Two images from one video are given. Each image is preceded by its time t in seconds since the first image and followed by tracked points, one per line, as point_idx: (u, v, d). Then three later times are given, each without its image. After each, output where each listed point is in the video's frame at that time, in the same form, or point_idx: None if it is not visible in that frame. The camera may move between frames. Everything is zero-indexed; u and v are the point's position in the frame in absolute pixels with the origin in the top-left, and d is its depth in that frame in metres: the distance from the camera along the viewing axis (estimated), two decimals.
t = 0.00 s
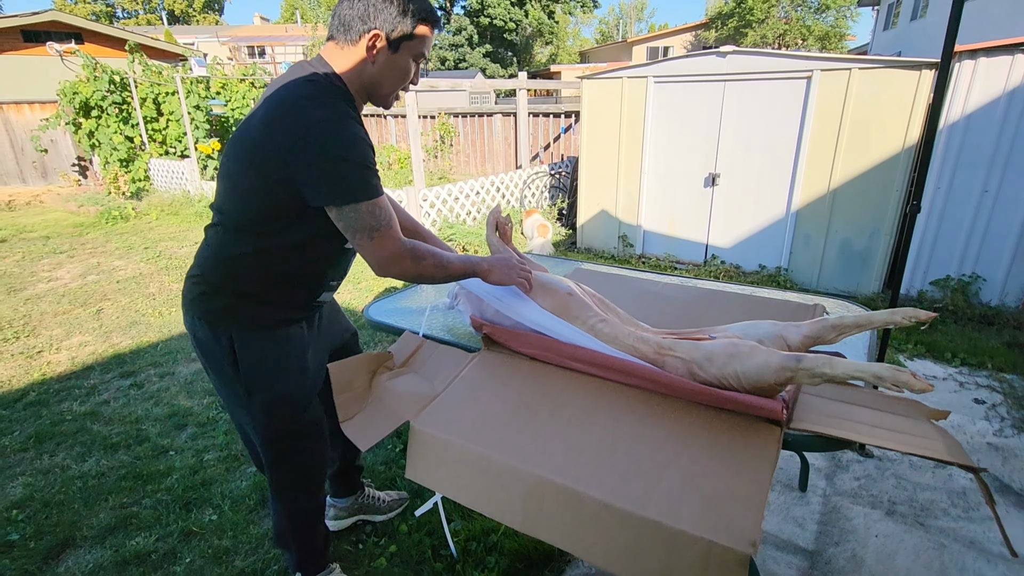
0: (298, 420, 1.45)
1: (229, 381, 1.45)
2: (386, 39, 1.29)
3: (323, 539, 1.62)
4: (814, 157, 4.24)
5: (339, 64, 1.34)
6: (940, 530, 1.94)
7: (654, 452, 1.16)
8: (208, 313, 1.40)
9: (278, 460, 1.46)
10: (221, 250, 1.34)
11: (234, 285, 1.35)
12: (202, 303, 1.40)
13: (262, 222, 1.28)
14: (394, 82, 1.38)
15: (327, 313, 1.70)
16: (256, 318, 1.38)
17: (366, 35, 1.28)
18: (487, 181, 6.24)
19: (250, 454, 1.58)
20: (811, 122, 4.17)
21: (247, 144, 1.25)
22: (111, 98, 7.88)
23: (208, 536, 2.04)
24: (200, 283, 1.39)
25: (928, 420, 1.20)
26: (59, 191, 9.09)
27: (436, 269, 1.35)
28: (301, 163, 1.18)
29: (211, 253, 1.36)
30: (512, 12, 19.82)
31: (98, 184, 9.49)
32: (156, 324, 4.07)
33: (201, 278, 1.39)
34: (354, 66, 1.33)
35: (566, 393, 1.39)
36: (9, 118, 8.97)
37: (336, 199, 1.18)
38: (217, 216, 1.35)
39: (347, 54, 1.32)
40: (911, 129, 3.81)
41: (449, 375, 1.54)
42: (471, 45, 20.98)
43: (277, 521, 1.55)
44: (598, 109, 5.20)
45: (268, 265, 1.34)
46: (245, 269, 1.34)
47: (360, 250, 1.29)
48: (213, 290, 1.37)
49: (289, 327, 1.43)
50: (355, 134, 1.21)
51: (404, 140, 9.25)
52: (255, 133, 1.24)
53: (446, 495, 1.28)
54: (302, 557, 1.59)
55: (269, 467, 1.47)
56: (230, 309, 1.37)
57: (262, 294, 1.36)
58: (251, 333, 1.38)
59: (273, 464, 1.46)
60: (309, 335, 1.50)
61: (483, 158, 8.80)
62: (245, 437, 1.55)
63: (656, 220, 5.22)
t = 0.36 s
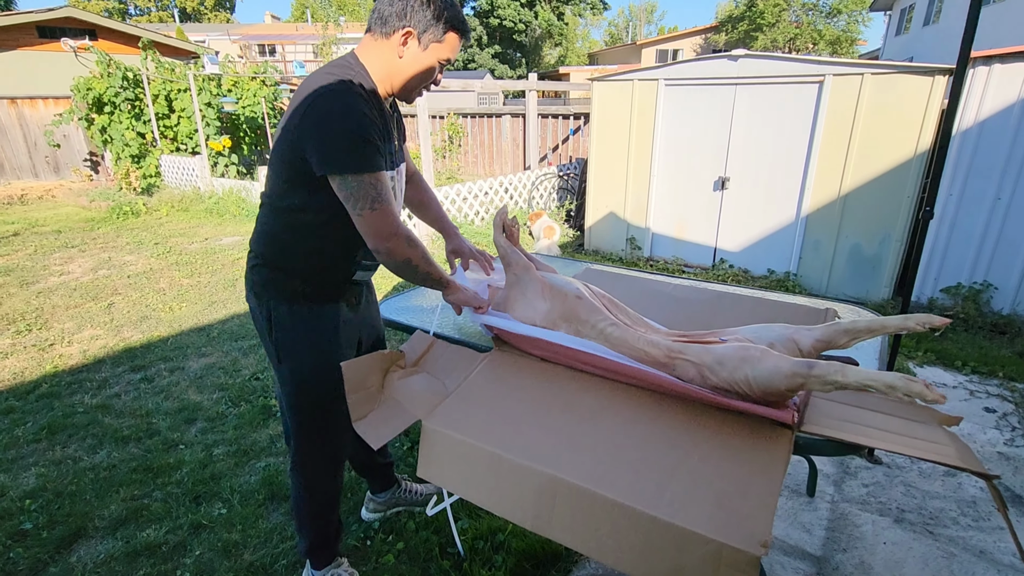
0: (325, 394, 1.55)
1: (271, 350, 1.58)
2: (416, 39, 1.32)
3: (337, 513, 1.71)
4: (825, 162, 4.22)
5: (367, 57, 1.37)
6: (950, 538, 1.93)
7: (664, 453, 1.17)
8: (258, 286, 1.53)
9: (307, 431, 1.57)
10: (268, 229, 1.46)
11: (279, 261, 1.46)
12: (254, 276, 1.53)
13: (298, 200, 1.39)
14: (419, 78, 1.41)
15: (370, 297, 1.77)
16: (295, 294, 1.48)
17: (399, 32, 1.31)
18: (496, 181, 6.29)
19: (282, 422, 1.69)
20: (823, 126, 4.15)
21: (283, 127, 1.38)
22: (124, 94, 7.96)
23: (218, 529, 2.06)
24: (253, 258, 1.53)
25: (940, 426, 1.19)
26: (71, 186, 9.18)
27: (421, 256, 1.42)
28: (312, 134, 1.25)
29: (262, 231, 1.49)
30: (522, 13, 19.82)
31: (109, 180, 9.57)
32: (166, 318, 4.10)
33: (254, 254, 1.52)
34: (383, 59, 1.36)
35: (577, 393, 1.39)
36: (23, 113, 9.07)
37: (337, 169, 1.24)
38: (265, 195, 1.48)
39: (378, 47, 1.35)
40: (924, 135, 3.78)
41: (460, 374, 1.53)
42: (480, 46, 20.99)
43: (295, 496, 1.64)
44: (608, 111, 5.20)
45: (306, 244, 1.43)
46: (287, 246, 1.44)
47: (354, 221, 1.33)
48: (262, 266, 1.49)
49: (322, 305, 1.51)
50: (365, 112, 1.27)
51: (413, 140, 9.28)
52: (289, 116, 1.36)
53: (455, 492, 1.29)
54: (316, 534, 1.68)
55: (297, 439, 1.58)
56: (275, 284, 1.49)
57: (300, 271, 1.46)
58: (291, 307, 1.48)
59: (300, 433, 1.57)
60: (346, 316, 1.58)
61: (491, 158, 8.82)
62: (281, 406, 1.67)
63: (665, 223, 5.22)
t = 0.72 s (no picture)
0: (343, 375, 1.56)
1: (291, 331, 1.60)
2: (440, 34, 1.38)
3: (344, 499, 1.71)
4: (835, 164, 4.19)
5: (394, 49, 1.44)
6: (957, 546, 1.91)
7: (671, 454, 1.16)
8: (282, 267, 1.56)
9: (321, 413, 1.58)
10: (297, 210, 1.51)
11: (304, 241, 1.50)
12: (279, 257, 1.57)
13: (328, 181, 1.43)
14: (441, 73, 1.46)
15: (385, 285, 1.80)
16: (317, 274, 1.50)
17: (424, 26, 1.37)
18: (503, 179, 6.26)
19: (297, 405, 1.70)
20: (834, 128, 4.12)
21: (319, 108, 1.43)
22: (134, 88, 8.01)
23: (221, 522, 2.07)
24: (280, 240, 1.57)
25: (950, 431, 1.18)
26: (80, 178, 9.24)
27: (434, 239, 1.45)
28: (347, 113, 1.30)
29: (291, 213, 1.53)
30: (531, 12, 19.79)
31: (118, 173, 9.63)
32: (173, 312, 4.12)
33: (282, 236, 1.56)
34: (408, 51, 1.42)
35: (584, 392, 1.38)
36: (35, 105, 9.12)
37: (364, 142, 1.27)
38: (295, 179, 1.53)
39: (404, 41, 1.42)
40: (936, 138, 3.74)
41: (466, 370, 1.53)
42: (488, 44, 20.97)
43: (305, 478, 1.64)
44: (617, 110, 5.18)
45: (332, 225, 1.46)
46: (313, 227, 1.48)
47: (372, 196, 1.35)
48: (289, 247, 1.53)
49: (344, 288, 1.54)
50: (398, 98, 1.32)
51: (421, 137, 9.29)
52: (325, 97, 1.41)
53: (459, 488, 1.29)
54: (323, 517, 1.68)
55: (312, 419, 1.59)
56: (298, 264, 1.52)
57: (324, 251, 1.49)
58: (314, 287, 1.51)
59: (316, 413, 1.58)
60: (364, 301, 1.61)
61: (498, 157, 8.81)
62: (296, 389, 1.69)
63: (672, 223, 5.20)
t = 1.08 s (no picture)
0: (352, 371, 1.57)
1: (302, 325, 1.59)
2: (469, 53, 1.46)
3: (349, 494, 1.71)
4: (841, 167, 4.17)
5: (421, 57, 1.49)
6: (960, 552, 1.90)
7: (671, 457, 1.15)
8: (293, 263, 1.55)
9: (330, 408, 1.59)
10: (313, 205, 1.51)
11: (319, 237, 1.50)
12: (291, 253, 1.56)
13: (350, 177, 1.44)
14: (463, 89, 1.54)
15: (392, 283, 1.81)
16: (332, 270, 1.51)
17: (456, 43, 1.44)
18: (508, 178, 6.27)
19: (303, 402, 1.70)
20: (840, 131, 4.10)
21: (349, 103, 1.43)
22: (142, 85, 8.06)
23: (224, 518, 2.08)
24: (294, 235, 1.56)
25: (954, 437, 1.17)
26: (87, 175, 9.30)
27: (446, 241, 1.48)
28: (381, 112, 1.31)
29: (307, 209, 1.53)
30: (537, 12, 19.76)
31: (125, 169, 9.68)
32: (178, 308, 4.15)
33: (295, 231, 1.56)
34: (435, 63, 1.48)
35: (586, 393, 1.39)
36: (44, 102, 9.17)
37: (394, 141, 1.28)
38: (313, 175, 1.53)
39: (431, 53, 1.48)
40: (944, 141, 3.71)
41: (470, 370, 1.53)
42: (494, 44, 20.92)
43: (313, 473, 1.65)
44: (623, 111, 5.17)
45: (349, 221, 1.47)
46: (330, 222, 1.48)
47: (394, 195, 1.36)
48: (303, 241, 1.53)
49: (358, 285, 1.55)
50: (432, 105, 1.34)
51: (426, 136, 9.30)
52: (356, 93, 1.42)
53: (460, 488, 1.29)
54: (328, 512, 1.69)
55: (322, 414, 1.60)
56: (312, 259, 1.51)
57: (340, 246, 1.49)
58: (327, 283, 1.51)
59: (325, 409, 1.59)
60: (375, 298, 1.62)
61: (503, 157, 8.82)
62: (303, 385, 1.69)
63: (677, 225, 5.19)
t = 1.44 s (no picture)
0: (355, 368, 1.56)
1: (305, 322, 1.58)
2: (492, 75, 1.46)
3: (348, 491, 1.71)
4: (845, 169, 4.16)
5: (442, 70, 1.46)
6: (961, 557, 1.89)
7: (671, 457, 1.15)
8: (298, 259, 1.54)
9: (331, 404, 1.59)
10: (323, 202, 1.51)
11: (327, 234, 1.49)
12: (295, 249, 1.55)
13: (365, 177, 1.44)
14: (480, 108, 1.52)
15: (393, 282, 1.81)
16: (339, 268, 1.51)
17: (482, 62, 1.43)
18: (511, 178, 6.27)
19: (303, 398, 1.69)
20: (845, 133, 4.09)
21: (371, 101, 1.43)
22: (146, 82, 8.08)
23: (224, 515, 2.08)
24: (299, 231, 1.55)
25: (956, 442, 1.16)
26: (91, 171, 9.33)
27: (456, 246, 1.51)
28: (409, 118, 1.32)
29: (315, 205, 1.53)
30: (542, 12, 19.74)
31: (129, 166, 9.72)
32: (180, 305, 4.16)
33: (301, 228, 1.55)
34: (458, 80, 1.46)
35: (587, 393, 1.38)
36: (49, 98, 9.20)
37: (421, 148, 1.31)
38: (325, 171, 1.53)
39: (453, 69, 1.45)
40: (949, 144, 3.70)
41: (470, 369, 1.53)
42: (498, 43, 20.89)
43: (313, 470, 1.65)
44: (627, 112, 5.17)
45: (361, 221, 1.48)
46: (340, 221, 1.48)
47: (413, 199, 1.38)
48: (309, 238, 1.52)
49: (362, 284, 1.55)
50: (457, 115, 1.38)
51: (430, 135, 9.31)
52: (380, 93, 1.42)
53: (459, 486, 1.29)
54: (328, 509, 1.69)
55: (324, 411, 1.60)
56: (319, 256, 1.50)
57: (349, 244, 1.50)
58: (334, 281, 1.51)
59: (327, 406, 1.59)
60: (377, 296, 1.62)
61: (506, 157, 8.82)
62: (304, 382, 1.68)
63: (679, 225, 5.18)
